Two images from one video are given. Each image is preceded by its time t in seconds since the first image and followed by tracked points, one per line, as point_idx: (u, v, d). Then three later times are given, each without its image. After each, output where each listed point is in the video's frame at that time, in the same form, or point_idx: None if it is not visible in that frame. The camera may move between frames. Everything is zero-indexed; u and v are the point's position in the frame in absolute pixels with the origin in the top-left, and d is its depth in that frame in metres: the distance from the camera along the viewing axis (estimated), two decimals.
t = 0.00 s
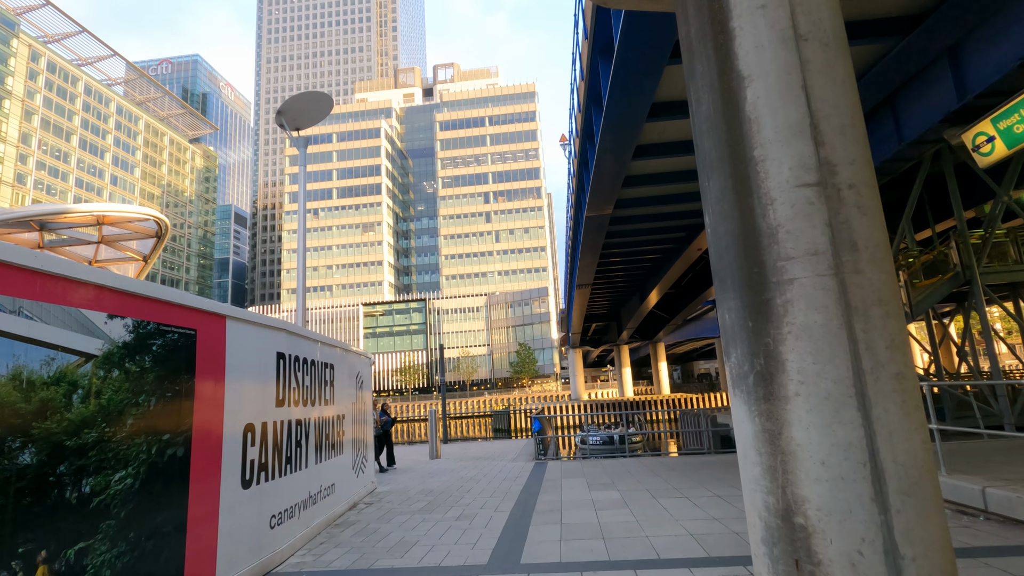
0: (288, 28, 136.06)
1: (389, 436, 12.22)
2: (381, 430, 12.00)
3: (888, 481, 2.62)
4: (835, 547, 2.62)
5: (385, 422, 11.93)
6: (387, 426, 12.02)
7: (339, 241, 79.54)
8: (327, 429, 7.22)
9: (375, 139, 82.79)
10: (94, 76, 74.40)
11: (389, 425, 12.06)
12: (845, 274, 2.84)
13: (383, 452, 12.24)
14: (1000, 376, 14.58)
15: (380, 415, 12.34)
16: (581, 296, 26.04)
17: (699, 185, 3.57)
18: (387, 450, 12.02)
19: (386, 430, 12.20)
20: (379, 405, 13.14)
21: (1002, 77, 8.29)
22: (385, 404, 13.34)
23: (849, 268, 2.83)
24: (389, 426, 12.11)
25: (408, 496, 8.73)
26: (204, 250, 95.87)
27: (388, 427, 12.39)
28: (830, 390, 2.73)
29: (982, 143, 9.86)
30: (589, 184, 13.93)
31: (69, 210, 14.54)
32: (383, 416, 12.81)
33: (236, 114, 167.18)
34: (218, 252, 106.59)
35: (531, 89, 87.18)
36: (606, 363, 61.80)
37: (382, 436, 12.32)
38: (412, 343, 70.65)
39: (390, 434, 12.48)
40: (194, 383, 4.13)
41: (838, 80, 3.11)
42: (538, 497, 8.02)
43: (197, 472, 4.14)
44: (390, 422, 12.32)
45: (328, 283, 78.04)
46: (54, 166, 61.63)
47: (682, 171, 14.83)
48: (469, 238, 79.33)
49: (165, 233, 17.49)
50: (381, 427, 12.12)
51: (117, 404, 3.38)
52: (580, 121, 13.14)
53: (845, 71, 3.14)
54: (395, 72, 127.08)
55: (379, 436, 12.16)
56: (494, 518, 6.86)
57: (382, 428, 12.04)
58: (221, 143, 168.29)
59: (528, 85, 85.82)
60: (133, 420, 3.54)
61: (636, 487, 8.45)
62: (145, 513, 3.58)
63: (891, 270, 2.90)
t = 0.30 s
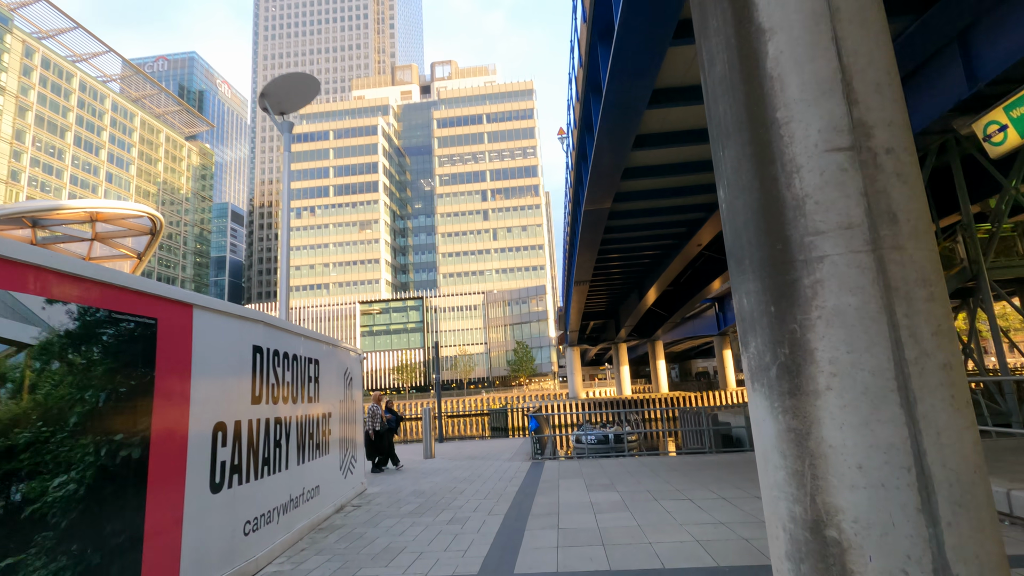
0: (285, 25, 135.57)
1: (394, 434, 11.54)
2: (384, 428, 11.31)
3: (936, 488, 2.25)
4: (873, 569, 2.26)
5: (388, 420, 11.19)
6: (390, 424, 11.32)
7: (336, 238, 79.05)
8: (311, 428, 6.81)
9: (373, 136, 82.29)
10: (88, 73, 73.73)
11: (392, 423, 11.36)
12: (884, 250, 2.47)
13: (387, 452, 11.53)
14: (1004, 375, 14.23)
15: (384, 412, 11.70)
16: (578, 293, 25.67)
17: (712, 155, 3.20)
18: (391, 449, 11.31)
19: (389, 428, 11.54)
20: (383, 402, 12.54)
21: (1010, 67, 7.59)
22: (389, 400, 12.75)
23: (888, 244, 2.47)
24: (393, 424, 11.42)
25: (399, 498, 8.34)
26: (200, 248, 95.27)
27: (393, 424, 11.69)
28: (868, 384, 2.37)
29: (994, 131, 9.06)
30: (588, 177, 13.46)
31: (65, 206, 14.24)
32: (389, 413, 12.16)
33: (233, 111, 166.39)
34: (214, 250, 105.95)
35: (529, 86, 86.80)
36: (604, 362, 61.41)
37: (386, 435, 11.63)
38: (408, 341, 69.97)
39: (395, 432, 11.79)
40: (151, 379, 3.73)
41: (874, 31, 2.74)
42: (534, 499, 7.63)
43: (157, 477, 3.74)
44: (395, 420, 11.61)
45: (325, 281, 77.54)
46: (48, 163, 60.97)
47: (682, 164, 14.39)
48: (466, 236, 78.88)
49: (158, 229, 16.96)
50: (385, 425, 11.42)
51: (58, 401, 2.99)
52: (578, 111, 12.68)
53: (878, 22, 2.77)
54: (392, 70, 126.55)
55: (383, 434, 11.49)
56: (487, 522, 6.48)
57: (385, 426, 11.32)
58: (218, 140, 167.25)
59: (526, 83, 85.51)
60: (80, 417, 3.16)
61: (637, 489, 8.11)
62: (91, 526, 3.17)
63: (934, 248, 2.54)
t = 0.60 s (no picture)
0: (284, 21, 134.89)
1: (404, 432, 11.11)
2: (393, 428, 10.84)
3: (1004, 511, 1.90)
4: None
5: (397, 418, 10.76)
6: (400, 423, 10.87)
7: (335, 235, 78.54)
8: (294, 428, 6.40)
9: (372, 132, 81.72)
10: (86, 68, 73.05)
11: (402, 422, 10.93)
12: (939, 227, 2.09)
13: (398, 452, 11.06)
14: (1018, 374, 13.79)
15: (392, 410, 11.25)
16: (578, 291, 25.28)
17: (730, 126, 2.82)
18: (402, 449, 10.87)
19: (399, 426, 11.09)
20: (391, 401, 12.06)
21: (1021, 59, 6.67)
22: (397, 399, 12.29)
23: (941, 222, 2.10)
24: (402, 423, 10.98)
25: (389, 502, 7.96)
26: (198, 245, 94.70)
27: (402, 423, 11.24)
28: (922, 387, 2.00)
29: (1010, 121, 8.28)
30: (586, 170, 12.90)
31: (62, 203, 13.87)
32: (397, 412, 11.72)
33: (232, 107, 165.67)
34: (213, 246, 105.46)
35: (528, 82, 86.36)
36: (603, 359, 61.13)
37: (395, 433, 11.20)
38: (408, 339, 70.90)
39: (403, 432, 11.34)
40: (97, 379, 3.32)
41: None
42: (532, 503, 7.27)
43: (106, 483, 3.36)
44: (403, 418, 11.16)
45: (324, 277, 77.08)
46: (45, 159, 60.50)
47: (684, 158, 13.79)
48: (466, 233, 78.46)
49: (155, 226, 16.55)
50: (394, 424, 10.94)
51: None
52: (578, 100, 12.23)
53: None
54: (392, 66, 126.01)
55: (391, 434, 11.04)
56: (480, 529, 6.12)
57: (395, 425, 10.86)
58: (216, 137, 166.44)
59: (525, 79, 85.11)
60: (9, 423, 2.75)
61: (638, 492, 7.75)
62: (26, 542, 2.80)
63: (996, 227, 2.16)
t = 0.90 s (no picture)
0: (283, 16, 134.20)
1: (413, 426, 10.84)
2: (402, 422, 10.68)
3: None
4: None
5: (407, 412, 10.62)
6: (409, 417, 10.71)
7: (334, 231, 78.06)
8: (277, 426, 6.04)
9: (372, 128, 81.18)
10: (84, 63, 72.36)
11: (412, 416, 10.75)
12: (1013, 184, 2.08)
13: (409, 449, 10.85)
14: None
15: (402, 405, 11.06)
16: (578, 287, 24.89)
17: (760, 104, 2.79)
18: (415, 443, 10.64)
19: (409, 422, 10.91)
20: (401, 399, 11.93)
21: None
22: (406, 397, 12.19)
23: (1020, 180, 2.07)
24: (412, 418, 10.81)
25: (379, 502, 7.60)
26: (198, 242, 94.18)
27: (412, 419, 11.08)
28: (995, 377, 1.99)
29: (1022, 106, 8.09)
30: (587, 161, 12.42)
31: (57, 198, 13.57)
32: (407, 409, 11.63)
33: (231, 103, 164.91)
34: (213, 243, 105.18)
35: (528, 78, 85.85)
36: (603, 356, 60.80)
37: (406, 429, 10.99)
38: (407, 335, 69.40)
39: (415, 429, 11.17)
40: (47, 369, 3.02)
41: None
42: (528, 504, 6.94)
43: (47, 486, 2.99)
44: (413, 413, 11.00)
45: (323, 274, 76.63)
46: (43, 154, 59.91)
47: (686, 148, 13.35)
48: (466, 229, 78.01)
49: (152, 220, 16.05)
50: (404, 420, 10.77)
51: None
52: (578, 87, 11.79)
53: None
54: (391, 61, 125.47)
55: (402, 430, 10.87)
56: (472, 533, 5.77)
57: (405, 420, 10.70)
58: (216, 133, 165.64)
59: (526, 74, 84.62)
60: None
61: (640, 494, 7.41)
62: None
63: None
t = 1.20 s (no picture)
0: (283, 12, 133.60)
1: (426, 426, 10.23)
2: (414, 422, 10.02)
3: None
4: None
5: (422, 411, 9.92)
6: (423, 416, 10.07)
7: (334, 227, 77.64)
8: (264, 426, 5.71)
9: (372, 124, 80.71)
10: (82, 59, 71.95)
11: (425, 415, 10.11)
12: None
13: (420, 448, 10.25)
14: None
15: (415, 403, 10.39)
16: (579, 283, 24.50)
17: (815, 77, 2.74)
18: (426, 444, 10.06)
19: (422, 421, 10.28)
20: (413, 391, 11.24)
21: None
22: (419, 388, 11.50)
23: None
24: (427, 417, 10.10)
25: (372, 504, 7.28)
26: (197, 238, 93.79)
27: (425, 417, 10.48)
28: None
29: None
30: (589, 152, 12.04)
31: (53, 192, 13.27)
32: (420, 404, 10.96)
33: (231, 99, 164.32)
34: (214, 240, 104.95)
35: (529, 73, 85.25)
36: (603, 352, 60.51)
37: (417, 429, 10.32)
38: (407, 332, 68.97)
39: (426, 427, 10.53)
40: None
41: None
42: (529, 507, 6.59)
43: None
44: (427, 412, 10.36)
45: (323, 270, 76.26)
46: (42, 150, 59.60)
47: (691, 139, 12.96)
48: (466, 225, 77.57)
49: (152, 214, 15.73)
50: (416, 418, 10.11)
51: None
52: (581, 72, 11.35)
53: None
54: (391, 57, 124.81)
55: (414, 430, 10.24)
56: (470, 539, 5.42)
57: (418, 419, 10.02)
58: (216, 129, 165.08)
59: (526, 70, 84.06)
60: None
61: (646, 495, 7.09)
62: None
63: None
